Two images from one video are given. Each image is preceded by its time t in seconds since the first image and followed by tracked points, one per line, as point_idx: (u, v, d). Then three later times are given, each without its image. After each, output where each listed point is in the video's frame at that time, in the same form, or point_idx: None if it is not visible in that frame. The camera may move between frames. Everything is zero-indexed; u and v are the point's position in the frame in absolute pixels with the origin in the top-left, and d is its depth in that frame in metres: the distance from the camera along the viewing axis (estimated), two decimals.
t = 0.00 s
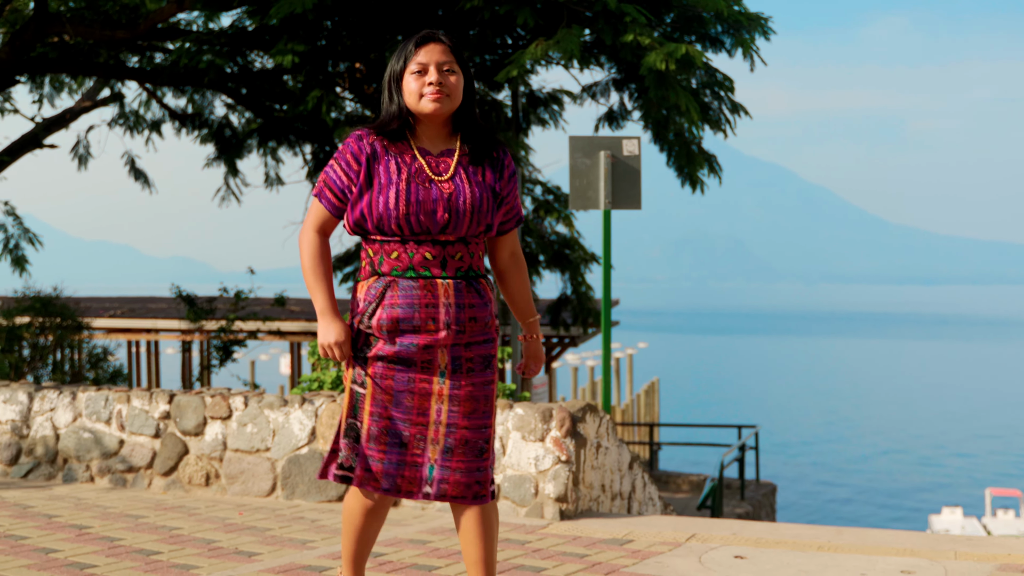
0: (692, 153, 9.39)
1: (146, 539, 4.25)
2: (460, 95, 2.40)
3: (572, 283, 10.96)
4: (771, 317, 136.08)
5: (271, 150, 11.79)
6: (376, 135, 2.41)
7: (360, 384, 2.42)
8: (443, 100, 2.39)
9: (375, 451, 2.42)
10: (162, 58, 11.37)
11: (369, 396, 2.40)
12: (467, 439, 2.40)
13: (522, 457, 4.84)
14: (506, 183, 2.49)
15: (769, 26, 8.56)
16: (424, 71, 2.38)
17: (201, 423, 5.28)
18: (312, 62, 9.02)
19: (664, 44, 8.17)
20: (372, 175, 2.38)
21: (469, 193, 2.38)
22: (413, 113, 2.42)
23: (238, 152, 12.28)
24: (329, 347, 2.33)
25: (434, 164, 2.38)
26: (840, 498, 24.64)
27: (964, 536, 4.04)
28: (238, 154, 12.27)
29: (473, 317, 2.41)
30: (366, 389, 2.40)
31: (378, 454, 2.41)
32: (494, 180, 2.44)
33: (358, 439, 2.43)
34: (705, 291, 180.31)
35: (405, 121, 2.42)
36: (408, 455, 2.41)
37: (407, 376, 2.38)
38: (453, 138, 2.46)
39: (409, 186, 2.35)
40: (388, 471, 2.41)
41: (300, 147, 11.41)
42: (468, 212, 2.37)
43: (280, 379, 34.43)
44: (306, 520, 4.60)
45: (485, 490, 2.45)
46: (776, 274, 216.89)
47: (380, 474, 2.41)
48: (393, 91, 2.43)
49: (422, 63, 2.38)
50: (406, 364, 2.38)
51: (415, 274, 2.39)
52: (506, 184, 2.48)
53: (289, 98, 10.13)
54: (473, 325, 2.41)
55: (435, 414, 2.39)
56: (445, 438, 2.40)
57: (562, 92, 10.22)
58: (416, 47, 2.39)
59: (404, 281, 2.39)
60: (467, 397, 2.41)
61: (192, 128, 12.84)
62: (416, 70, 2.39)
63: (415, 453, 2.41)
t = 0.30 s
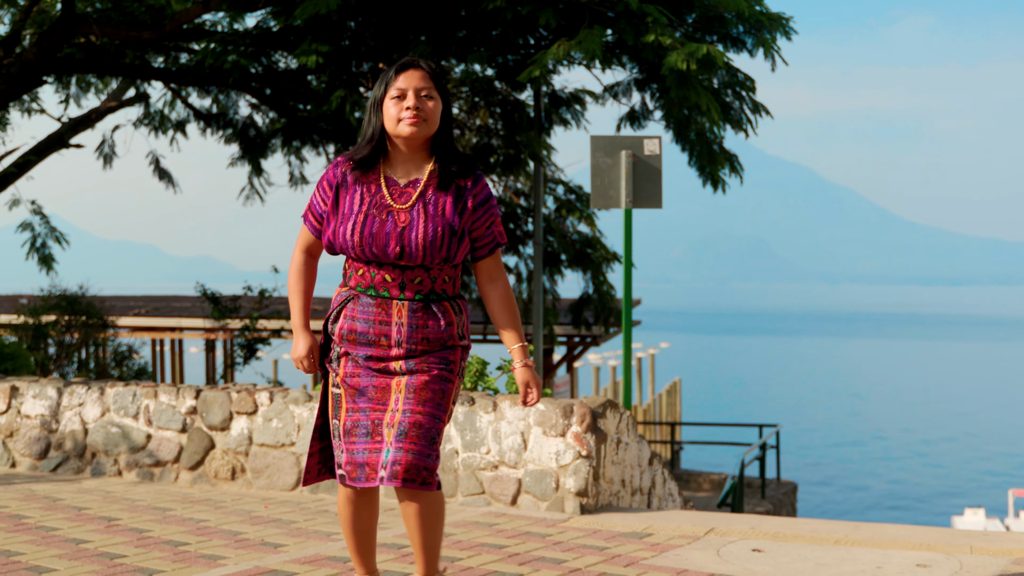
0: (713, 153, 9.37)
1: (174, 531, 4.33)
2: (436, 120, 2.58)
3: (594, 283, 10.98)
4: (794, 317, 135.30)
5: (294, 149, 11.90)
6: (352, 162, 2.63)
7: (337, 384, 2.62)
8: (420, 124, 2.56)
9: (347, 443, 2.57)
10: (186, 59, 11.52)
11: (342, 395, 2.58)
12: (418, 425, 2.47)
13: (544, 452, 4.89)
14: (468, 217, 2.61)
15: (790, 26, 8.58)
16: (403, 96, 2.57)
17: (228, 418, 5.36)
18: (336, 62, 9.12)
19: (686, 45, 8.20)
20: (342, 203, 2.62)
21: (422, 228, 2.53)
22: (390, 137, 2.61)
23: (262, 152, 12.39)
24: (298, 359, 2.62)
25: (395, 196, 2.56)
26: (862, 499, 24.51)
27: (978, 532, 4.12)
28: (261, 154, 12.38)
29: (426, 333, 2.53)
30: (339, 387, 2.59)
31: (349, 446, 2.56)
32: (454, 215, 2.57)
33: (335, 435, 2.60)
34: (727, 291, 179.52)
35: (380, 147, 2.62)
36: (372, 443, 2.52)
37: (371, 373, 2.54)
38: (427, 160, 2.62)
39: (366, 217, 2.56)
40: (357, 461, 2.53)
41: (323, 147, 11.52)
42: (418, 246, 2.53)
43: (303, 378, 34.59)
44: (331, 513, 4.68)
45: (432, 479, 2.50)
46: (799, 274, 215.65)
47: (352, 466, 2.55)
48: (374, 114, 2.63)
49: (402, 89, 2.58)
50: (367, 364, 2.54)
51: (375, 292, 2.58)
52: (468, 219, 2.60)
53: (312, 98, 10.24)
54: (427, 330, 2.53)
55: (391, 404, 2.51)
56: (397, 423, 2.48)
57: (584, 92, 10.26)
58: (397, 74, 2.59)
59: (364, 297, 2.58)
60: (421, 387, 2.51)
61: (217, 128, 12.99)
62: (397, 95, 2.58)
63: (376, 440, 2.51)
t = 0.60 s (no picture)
0: (721, 153, 9.45)
1: (192, 526, 4.42)
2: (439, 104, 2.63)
3: (603, 283, 11.04)
4: (802, 317, 135.04)
5: (305, 149, 11.99)
6: (361, 138, 2.75)
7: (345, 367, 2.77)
8: (424, 108, 2.63)
9: (351, 428, 2.74)
10: (198, 60, 11.63)
11: (349, 381, 2.75)
12: (414, 422, 2.61)
13: (555, 449, 4.96)
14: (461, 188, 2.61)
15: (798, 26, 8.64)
16: (407, 81, 2.63)
17: (243, 416, 5.45)
18: (347, 64, 9.23)
19: (694, 46, 8.26)
20: (351, 177, 2.75)
21: (412, 198, 2.60)
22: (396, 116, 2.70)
23: (273, 152, 12.49)
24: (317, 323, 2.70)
25: (391, 170, 2.65)
26: (869, 501, 24.53)
27: (983, 527, 4.19)
28: (272, 154, 12.49)
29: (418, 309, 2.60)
30: (346, 372, 2.75)
31: (353, 431, 2.74)
32: (445, 185, 2.60)
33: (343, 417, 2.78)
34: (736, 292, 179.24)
35: (386, 125, 2.72)
36: (374, 434, 2.68)
37: (372, 363, 2.68)
38: (430, 139, 2.68)
39: (366, 190, 2.67)
40: (360, 447, 2.71)
41: (333, 148, 11.61)
42: (407, 216, 2.60)
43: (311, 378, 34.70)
44: (346, 509, 4.77)
45: (433, 471, 2.65)
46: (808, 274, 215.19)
47: (354, 450, 2.73)
48: (383, 95, 2.72)
49: (406, 74, 2.63)
50: (369, 352, 2.67)
51: (375, 266, 2.68)
52: (461, 188, 2.61)
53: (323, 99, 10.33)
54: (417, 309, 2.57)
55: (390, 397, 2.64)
56: (396, 419, 2.63)
57: (593, 93, 10.32)
58: (403, 58, 2.64)
59: (366, 273, 2.70)
60: (415, 382, 2.61)
61: (228, 129, 13.10)
62: (402, 79, 2.64)
63: (377, 433, 2.68)
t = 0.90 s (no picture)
0: (732, 152, 9.49)
1: (210, 519, 4.49)
2: (460, 132, 2.76)
3: (614, 282, 11.09)
4: (812, 318, 134.73)
5: (316, 150, 12.08)
6: (383, 168, 2.85)
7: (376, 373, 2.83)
8: (445, 135, 2.75)
9: (382, 432, 2.78)
10: (210, 60, 11.74)
11: (381, 385, 2.80)
12: (457, 425, 2.71)
13: (567, 444, 5.03)
14: (488, 210, 2.77)
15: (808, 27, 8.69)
16: (432, 108, 2.75)
17: (259, 412, 5.51)
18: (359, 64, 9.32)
19: (704, 47, 8.34)
20: (376, 209, 2.83)
21: (447, 226, 2.72)
22: (416, 143, 2.80)
23: (285, 152, 12.59)
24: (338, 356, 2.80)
25: (420, 200, 2.75)
26: (879, 500, 24.50)
27: (991, 522, 4.25)
28: (285, 154, 12.59)
29: (460, 323, 2.74)
30: (378, 377, 2.81)
31: (384, 435, 2.78)
32: (475, 209, 2.74)
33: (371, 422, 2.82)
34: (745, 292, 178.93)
35: (408, 154, 2.82)
36: (410, 436, 2.74)
37: (411, 368, 2.76)
38: (451, 164, 2.80)
39: (396, 221, 2.76)
40: (393, 449, 2.75)
41: (345, 147, 11.71)
42: (444, 243, 2.72)
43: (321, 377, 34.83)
44: (361, 503, 4.85)
45: (474, 470, 2.75)
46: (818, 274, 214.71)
47: (384, 452, 2.77)
48: (405, 122, 2.82)
49: (431, 100, 2.75)
50: (408, 357, 2.76)
51: (412, 287, 2.79)
52: (489, 210, 2.76)
53: (335, 99, 10.42)
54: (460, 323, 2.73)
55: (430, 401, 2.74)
56: (437, 422, 2.72)
57: (604, 94, 10.38)
58: (428, 85, 2.76)
59: (401, 292, 2.79)
60: (457, 388, 2.72)
61: (240, 129, 13.21)
62: (425, 107, 2.76)
63: (415, 434, 2.74)
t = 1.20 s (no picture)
0: (748, 152, 9.53)
1: (234, 513, 4.57)
2: (516, 124, 2.93)
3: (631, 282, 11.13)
4: (829, 317, 134.09)
5: (334, 150, 12.18)
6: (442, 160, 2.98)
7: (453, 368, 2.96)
8: (502, 127, 2.92)
9: (464, 425, 2.93)
10: (229, 61, 11.83)
11: (458, 379, 2.94)
12: (540, 407, 2.95)
13: (586, 440, 5.10)
14: (552, 194, 3.00)
15: (824, 26, 8.73)
16: (490, 101, 2.93)
17: (281, 408, 5.58)
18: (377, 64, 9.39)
19: (721, 46, 8.37)
20: (438, 199, 2.95)
21: (519, 208, 2.90)
22: (475, 135, 2.97)
23: (304, 152, 12.70)
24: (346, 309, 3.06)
25: (486, 187, 2.91)
26: (896, 501, 24.42)
27: (1005, 517, 4.33)
28: (303, 154, 12.69)
29: (540, 305, 2.93)
30: (455, 371, 2.94)
31: (466, 427, 2.93)
32: (542, 193, 2.95)
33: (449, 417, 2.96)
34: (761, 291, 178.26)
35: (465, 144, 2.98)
36: (493, 425, 2.92)
37: (489, 359, 2.91)
38: (507, 152, 2.98)
39: (467, 209, 2.91)
40: (479, 439, 2.91)
41: (363, 147, 11.81)
42: (517, 224, 2.90)
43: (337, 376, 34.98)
44: (382, 498, 4.93)
45: (545, 443, 3.01)
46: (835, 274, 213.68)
47: (468, 444, 2.92)
48: (462, 114, 2.99)
49: (490, 94, 2.93)
50: (489, 349, 2.91)
51: (487, 279, 2.94)
52: (553, 194, 2.99)
53: (353, 99, 10.51)
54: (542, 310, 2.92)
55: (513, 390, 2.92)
56: (522, 408, 2.94)
57: (621, 93, 10.43)
58: (487, 79, 2.95)
59: (478, 285, 2.94)
60: (535, 370, 2.93)
61: (259, 129, 13.32)
62: (484, 99, 2.93)
63: (498, 422, 2.92)
